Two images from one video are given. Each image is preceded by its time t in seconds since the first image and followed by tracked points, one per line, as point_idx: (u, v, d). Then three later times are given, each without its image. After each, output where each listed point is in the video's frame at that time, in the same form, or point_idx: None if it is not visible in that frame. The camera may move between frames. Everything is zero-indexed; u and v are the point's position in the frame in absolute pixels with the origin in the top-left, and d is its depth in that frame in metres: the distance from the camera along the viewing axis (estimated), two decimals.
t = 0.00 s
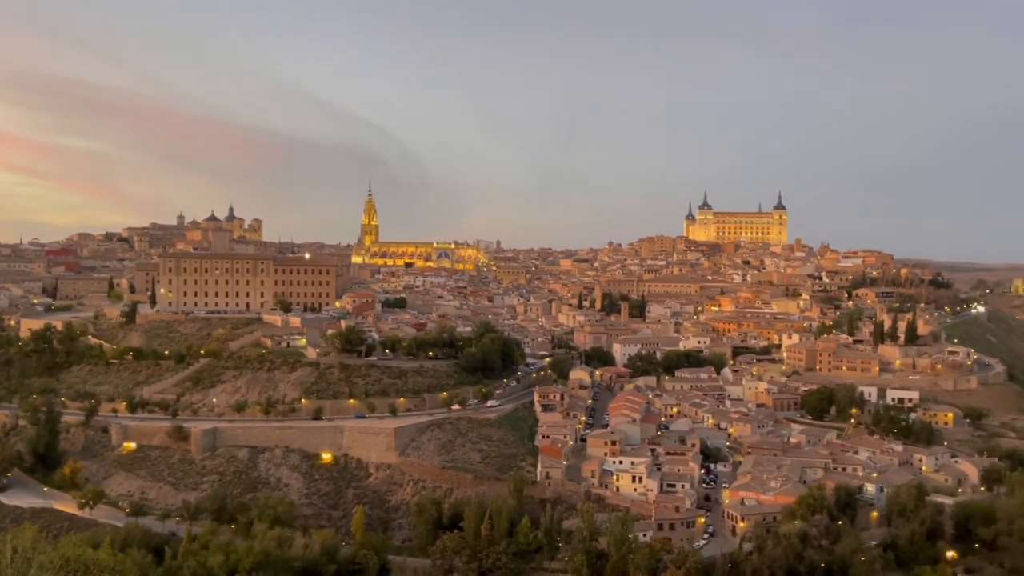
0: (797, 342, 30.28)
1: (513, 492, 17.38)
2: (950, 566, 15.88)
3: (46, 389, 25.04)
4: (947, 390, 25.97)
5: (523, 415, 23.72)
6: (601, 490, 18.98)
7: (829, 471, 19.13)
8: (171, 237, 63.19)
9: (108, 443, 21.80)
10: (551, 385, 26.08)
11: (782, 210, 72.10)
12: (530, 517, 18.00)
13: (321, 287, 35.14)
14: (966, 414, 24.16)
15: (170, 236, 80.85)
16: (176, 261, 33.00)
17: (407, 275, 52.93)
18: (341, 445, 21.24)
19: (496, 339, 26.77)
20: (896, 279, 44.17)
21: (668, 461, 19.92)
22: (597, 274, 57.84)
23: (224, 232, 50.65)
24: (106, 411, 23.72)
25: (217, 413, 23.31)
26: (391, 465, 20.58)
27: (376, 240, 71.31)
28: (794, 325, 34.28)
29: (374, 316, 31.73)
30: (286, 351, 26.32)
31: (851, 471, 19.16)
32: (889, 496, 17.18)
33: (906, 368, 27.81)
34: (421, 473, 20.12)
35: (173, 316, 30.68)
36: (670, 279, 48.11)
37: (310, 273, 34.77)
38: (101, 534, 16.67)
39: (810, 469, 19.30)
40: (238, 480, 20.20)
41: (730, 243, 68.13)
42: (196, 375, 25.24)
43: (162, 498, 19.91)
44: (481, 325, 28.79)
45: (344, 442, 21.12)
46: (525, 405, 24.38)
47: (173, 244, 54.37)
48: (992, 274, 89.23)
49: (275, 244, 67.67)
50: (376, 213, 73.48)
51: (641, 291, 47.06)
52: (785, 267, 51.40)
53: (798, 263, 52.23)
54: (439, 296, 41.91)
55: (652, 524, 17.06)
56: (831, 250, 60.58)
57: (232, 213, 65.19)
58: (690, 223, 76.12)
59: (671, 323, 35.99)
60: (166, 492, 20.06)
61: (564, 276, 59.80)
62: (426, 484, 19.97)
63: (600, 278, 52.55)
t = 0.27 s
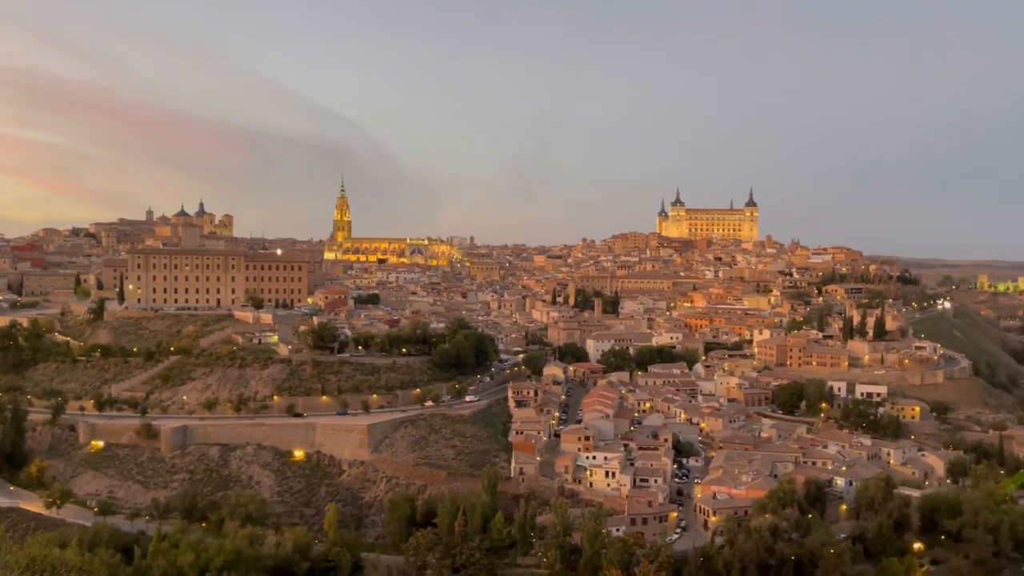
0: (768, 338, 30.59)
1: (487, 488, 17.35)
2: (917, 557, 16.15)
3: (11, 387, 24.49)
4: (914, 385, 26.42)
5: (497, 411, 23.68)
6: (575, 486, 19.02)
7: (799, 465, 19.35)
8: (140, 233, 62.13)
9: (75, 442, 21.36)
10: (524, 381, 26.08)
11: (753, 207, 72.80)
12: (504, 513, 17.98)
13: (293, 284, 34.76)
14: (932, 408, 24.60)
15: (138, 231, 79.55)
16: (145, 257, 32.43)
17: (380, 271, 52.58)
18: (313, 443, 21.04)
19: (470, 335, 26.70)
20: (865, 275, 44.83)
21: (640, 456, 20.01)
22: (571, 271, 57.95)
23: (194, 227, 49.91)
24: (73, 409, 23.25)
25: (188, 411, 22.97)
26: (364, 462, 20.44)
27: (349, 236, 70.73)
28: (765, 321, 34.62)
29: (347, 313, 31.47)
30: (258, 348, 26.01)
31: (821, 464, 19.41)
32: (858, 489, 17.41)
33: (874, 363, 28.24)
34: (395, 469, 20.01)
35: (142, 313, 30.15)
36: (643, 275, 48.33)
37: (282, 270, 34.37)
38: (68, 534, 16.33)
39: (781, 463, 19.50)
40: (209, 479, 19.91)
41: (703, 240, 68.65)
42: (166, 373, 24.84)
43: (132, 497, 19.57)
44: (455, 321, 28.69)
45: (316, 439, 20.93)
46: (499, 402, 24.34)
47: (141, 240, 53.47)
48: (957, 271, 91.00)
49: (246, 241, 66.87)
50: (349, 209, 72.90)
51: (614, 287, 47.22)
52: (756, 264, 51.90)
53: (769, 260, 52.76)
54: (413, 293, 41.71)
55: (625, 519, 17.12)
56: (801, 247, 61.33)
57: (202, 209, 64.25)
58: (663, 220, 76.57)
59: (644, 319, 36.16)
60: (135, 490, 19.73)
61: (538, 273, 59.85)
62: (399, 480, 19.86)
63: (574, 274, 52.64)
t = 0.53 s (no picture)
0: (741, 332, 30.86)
1: (461, 483, 17.30)
2: (886, 548, 16.40)
3: None
4: (883, 378, 26.83)
5: (472, 406, 23.63)
6: (550, 480, 19.05)
7: (771, 458, 19.56)
8: (108, 228, 61.05)
9: (43, 439, 20.93)
10: (499, 376, 26.05)
11: (726, 203, 73.40)
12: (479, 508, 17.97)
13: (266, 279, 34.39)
14: (901, 402, 25.00)
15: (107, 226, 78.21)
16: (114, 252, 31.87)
17: (354, 266, 52.20)
18: (287, 439, 20.83)
19: (444, 331, 26.60)
20: (836, 270, 45.41)
21: (614, 451, 20.08)
22: (546, 266, 58.02)
23: (164, 222, 49.14)
24: (41, 406, 22.79)
25: (159, 407, 22.63)
26: (338, 459, 20.29)
27: (322, 231, 70.10)
28: (738, 316, 34.93)
29: (321, 309, 31.14)
30: (230, 344, 25.69)
31: (792, 457, 19.63)
32: (829, 482, 17.62)
33: (844, 357, 28.63)
34: (369, 465, 19.89)
35: (112, 309, 29.63)
36: (617, 271, 48.50)
37: (254, 265, 33.97)
38: (36, 533, 15.99)
39: (753, 456, 19.69)
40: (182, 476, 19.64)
41: (676, 235, 69.07)
42: (136, 369, 24.45)
43: (102, 495, 19.25)
44: (429, 317, 28.56)
45: (289, 435, 20.73)
46: (474, 397, 24.29)
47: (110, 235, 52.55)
48: (925, 266, 92.57)
49: (218, 236, 66.00)
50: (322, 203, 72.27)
51: (589, 282, 47.34)
52: (729, 259, 52.36)
53: (742, 255, 53.25)
54: (387, 288, 41.46)
55: (599, 513, 17.18)
56: (773, 242, 61.96)
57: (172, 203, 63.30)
58: (637, 215, 76.92)
59: (617, 314, 36.28)
60: (106, 488, 19.41)
61: (512, 268, 59.83)
62: (373, 477, 19.75)
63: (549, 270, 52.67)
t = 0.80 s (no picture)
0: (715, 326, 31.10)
1: (438, 478, 17.25)
2: (857, 538, 16.64)
3: None
4: (855, 370, 27.19)
5: (448, 400, 23.58)
6: (526, 474, 19.06)
7: (745, 451, 19.75)
8: (76, 222, 59.93)
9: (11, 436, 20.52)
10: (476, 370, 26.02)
11: (701, 197, 73.88)
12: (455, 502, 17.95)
13: (240, 274, 34.02)
14: (872, 394, 25.38)
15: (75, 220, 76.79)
16: (84, 247, 31.30)
17: (329, 261, 51.76)
18: (261, 435, 20.63)
19: (420, 325, 26.49)
20: (809, 265, 45.91)
21: (590, 444, 20.14)
22: (522, 260, 58.01)
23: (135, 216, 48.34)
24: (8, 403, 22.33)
25: (130, 403, 22.30)
26: (314, 454, 20.15)
27: (296, 225, 69.42)
28: (712, 310, 35.20)
29: (295, 303, 30.85)
30: (203, 339, 25.38)
31: (766, 450, 19.84)
32: (802, 473, 17.82)
33: (817, 350, 28.98)
34: (345, 461, 19.78)
35: (81, 304, 29.12)
36: (593, 265, 48.65)
37: (228, 259, 33.58)
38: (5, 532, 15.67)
39: (728, 449, 19.87)
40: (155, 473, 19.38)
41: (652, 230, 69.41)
42: (107, 365, 24.07)
43: (73, 492, 18.92)
44: (405, 311, 28.42)
45: (264, 431, 20.54)
46: (450, 392, 24.25)
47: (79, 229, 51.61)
48: (895, 260, 93.93)
49: (190, 230, 65.09)
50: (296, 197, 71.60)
51: (565, 277, 47.42)
52: (704, 253, 52.73)
53: (716, 249, 53.66)
54: (362, 283, 41.19)
55: (575, 506, 17.23)
56: (747, 236, 62.48)
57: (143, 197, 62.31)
58: (613, 210, 77.17)
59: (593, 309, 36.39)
60: (76, 486, 19.08)
61: (488, 262, 59.73)
62: (349, 472, 19.65)
63: (525, 264, 52.68)
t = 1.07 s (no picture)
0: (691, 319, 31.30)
1: (415, 472, 17.20)
2: (831, 528, 16.84)
3: None
4: (829, 362, 27.54)
5: (426, 394, 23.52)
6: (504, 467, 19.06)
7: (721, 442, 19.92)
8: (45, 215, 58.81)
9: None
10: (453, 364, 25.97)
11: (677, 191, 74.26)
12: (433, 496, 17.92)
13: (215, 268, 33.63)
14: (845, 386, 25.72)
15: (43, 213, 75.37)
16: (54, 240, 30.75)
17: (305, 254, 51.33)
18: (237, 430, 20.43)
19: (397, 319, 26.38)
20: (784, 258, 46.36)
21: (568, 437, 20.18)
22: (499, 254, 57.96)
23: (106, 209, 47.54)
24: None
25: (103, 399, 21.98)
26: (290, 449, 20.00)
27: (271, 218, 68.71)
28: (689, 303, 35.42)
29: (271, 297, 30.56)
30: (177, 334, 25.06)
31: (741, 441, 20.03)
32: (777, 465, 18.02)
33: (792, 343, 29.30)
34: (322, 455, 19.66)
35: (52, 298, 28.61)
36: (570, 259, 48.72)
37: (202, 253, 33.17)
38: None
39: (704, 441, 20.02)
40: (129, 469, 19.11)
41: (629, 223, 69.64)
42: (80, 360, 23.69)
43: (45, 489, 18.61)
44: (382, 305, 28.27)
45: (240, 426, 20.34)
46: (428, 385, 24.18)
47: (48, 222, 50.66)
48: (868, 253, 95.16)
49: (163, 223, 64.18)
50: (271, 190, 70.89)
51: (542, 270, 47.44)
52: (680, 246, 53.03)
53: (693, 243, 53.96)
54: (338, 276, 40.90)
55: (553, 499, 17.26)
56: (723, 230, 62.93)
57: (115, 189, 61.31)
58: (590, 203, 77.33)
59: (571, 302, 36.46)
60: (48, 483, 18.77)
61: (466, 256, 59.62)
62: (326, 467, 19.54)
63: (502, 258, 52.63)
